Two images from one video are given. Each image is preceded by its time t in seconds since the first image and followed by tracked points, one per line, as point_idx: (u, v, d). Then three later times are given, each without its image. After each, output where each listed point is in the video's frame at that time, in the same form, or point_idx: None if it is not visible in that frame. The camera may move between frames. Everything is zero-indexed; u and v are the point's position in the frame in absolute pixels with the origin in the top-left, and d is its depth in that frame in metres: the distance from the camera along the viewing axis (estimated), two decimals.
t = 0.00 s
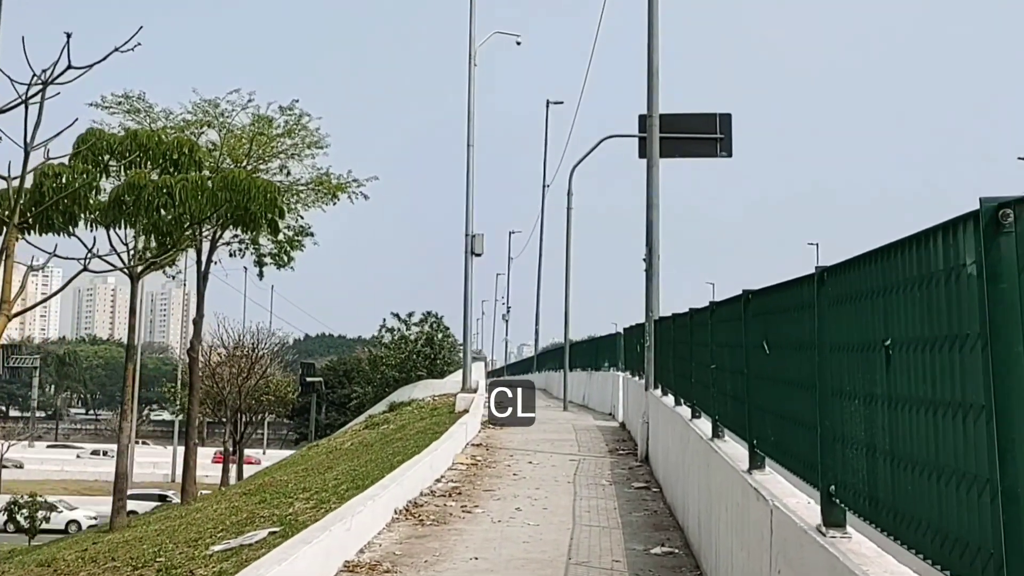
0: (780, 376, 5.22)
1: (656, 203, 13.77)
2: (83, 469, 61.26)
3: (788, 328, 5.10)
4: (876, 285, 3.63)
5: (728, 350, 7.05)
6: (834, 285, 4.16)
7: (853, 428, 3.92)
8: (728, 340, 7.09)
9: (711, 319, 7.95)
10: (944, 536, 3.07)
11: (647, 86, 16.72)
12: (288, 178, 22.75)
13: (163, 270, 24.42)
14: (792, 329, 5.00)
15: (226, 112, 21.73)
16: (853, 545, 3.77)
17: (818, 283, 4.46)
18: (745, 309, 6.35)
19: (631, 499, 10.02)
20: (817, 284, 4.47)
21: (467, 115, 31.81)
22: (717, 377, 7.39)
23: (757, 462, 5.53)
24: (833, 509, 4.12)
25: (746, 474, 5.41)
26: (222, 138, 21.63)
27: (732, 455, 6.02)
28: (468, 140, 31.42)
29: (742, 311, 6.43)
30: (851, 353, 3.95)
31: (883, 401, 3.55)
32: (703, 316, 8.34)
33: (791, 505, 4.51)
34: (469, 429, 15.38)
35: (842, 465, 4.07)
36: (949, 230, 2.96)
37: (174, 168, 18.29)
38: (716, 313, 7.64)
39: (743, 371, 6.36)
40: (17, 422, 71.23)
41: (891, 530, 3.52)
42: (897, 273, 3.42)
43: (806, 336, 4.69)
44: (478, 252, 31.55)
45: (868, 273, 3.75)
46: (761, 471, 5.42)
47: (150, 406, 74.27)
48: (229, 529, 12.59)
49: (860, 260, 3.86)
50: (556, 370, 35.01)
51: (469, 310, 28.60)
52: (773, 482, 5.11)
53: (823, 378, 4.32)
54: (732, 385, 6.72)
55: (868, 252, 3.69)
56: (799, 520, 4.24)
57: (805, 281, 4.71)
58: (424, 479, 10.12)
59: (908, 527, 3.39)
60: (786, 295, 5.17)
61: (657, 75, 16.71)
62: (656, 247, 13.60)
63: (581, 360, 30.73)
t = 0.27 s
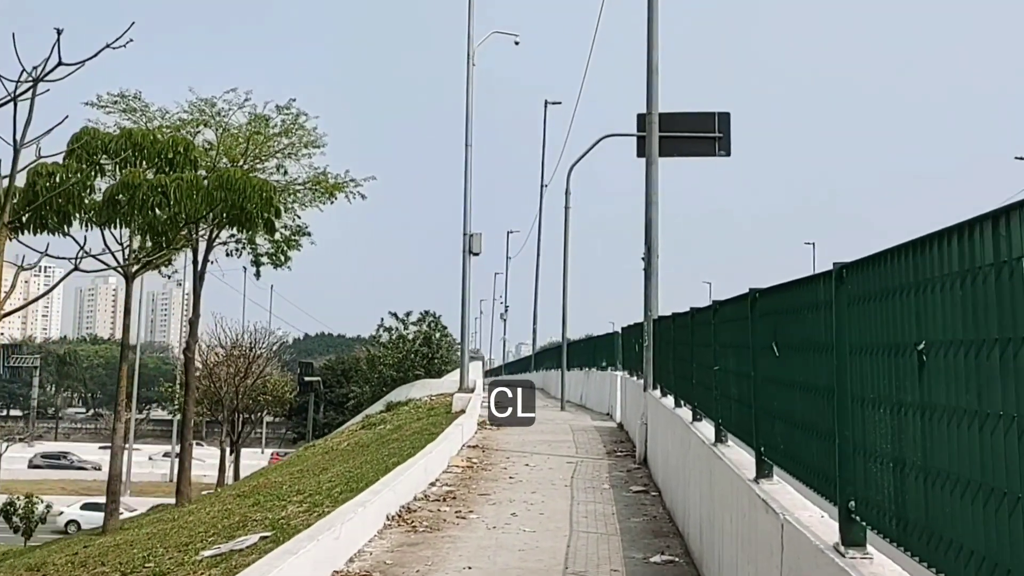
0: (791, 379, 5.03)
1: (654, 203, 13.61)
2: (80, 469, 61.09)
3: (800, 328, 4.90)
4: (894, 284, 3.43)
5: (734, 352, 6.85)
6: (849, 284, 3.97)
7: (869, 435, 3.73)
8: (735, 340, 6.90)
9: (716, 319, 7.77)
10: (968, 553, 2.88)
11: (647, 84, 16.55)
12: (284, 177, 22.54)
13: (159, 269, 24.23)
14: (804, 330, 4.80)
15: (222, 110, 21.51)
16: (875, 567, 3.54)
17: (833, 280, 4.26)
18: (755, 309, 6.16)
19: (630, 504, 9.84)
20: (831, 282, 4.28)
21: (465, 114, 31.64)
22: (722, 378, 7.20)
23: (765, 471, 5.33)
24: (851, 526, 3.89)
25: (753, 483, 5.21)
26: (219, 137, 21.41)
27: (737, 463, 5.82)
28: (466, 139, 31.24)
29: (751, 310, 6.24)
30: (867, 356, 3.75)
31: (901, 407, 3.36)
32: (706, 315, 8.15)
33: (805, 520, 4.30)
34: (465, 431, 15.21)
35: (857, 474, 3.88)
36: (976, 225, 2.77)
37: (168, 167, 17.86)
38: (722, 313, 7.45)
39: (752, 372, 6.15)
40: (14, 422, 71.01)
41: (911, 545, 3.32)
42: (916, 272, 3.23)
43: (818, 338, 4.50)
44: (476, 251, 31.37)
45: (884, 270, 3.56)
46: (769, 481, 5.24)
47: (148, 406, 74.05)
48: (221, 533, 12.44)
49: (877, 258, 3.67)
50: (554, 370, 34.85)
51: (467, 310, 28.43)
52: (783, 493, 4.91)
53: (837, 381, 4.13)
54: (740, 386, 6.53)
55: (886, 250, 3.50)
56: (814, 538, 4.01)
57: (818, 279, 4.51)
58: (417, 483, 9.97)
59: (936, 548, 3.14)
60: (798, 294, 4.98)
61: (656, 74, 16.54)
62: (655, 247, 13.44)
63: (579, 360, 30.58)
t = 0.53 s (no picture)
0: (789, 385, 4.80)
1: (652, 204, 13.53)
2: (80, 468, 61.10)
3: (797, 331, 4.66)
4: (890, 287, 3.21)
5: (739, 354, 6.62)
6: (841, 286, 3.74)
7: (863, 443, 3.50)
8: (739, 343, 6.67)
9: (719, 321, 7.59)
10: (964, 569, 2.66)
11: (645, 85, 16.45)
12: (282, 177, 22.46)
13: (156, 270, 24.14)
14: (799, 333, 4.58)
15: (219, 110, 21.42)
16: None
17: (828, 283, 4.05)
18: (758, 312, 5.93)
19: (627, 509, 9.79)
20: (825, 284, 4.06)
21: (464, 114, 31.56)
22: (726, 381, 6.99)
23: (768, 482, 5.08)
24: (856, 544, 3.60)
25: (759, 496, 4.92)
26: (216, 137, 21.31)
27: (740, 472, 5.68)
28: (464, 139, 31.16)
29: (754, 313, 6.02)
30: (860, 361, 3.52)
31: (897, 413, 3.14)
32: (707, 317, 8.00)
33: (815, 534, 3.77)
34: (461, 432, 15.17)
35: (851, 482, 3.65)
36: (982, 229, 2.54)
37: (164, 168, 17.82)
38: (725, 315, 7.25)
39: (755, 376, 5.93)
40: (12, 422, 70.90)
41: (901, 555, 3.10)
42: (914, 273, 3.01)
43: (813, 341, 4.27)
44: (474, 252, 31.27)
45: (879, 273, 3.34)
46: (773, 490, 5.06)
47: (146, 406, 73.93)
48: (214, 536, 12.37)
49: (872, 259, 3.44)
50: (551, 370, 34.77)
51: (465, 311, 28.35)
52: (793, 508, 4.54)
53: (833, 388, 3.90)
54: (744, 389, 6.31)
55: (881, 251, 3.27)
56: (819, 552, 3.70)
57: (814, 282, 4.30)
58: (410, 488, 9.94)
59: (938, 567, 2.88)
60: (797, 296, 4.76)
61: (654, 74, 16.45)
62: (653, 248, 13.37)
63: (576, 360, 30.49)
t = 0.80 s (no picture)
0: (796, 383, 4.48)
1: (654, 204, 13.25)
2: (79, 472, 60.86)
3: (806, 326, 4.35)
4: (919, 271, 2.91)
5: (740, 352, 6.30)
6: (860, 274, 3.43)
7: (887, 445, 3.19)
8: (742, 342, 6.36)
9: (723, 320, 7.29)
10: None
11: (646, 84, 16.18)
12: (278, 178, 22.19)
13: (152, 271, 23.87)
14: (810, 327, 4.27)
15: (215, 110, 21.16)
16: None
17: (844, 272, 3.73)
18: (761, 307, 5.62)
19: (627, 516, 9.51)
20: (842, 273, 3.74)
21: (463, 116, 31.32)
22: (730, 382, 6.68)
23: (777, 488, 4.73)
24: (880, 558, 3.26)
25: (767, 502, 4.57)
26: (212, 137, 21.06)
27: (745, 477, 5.37)
28: (464, 141, 30.91)
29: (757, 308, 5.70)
30: (885, 354, 3.21)
31: (927, 412, 2.83)
32: (711, 318, 7.72)
33: (831, 549, 3.48)
34: (459, 436, 14.91)
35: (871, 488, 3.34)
36: None
37: (160, 167, 17.60)
38: (729, 313, 6.94)
39: (756, 375, 5.62)
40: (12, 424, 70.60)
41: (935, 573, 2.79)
42: (948, 255, 2.70)
43: (826, 336, 3.96)
44: (474, 254, 30.99)
45: (907, 257, 3.03)
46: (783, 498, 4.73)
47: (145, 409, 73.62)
48: (205, 542, 12.10)
49: (899, 242, 3.12)
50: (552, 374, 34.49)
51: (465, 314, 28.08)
52: (804, 516, 4.15)
53: (851, 385, 3.58)
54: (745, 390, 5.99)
55: (911, 233, 2.96)
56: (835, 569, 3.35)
57: (827, 271, 3.98)
58: (404, 493, 9.67)
59: None
60: (806, 288, 4.44)
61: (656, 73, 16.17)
62: (654, 248, 13.09)
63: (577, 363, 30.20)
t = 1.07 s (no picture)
0: (805, 392, 4.23)
1: (654, 202, 13.01)
2: (77, 474, 60.58)
3: (814, 332, 4.10)
4: (953, 275, 2.65)
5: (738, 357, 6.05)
6: (882, 276, 3.17)
7: (916, 465, 2.95)
8: (738, 346, 6.10)
9: (723, 323, 7.03)
10: None
11: (646, 83, 15.93)
12: (274, 178, 21.95)
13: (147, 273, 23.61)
14: (818, 333, 4.02)
15: (210, 109, 20.92)
16: None
17: (859, 275, 3.49)
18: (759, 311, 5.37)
19: (628, 522, 9.27)
20: (856, 277, 3.50)
21: (462, 116, 31.10)
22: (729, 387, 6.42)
23: (786, 502, 4.47)
24: None
25: (775, 518, 4.31)
26: (207, 137, 20.82)
27: (751, 489, 5.11)
28: (462, 140, 30.67)
29: (754, 311, 5.45)
30: (910, 366, 2.97)
31: (965, 432, 2.59)
32: (712, 320, 7.45)
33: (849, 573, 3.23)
34: (456, 439, 14.65)
35: (897, 510, 3.10)
36: None
37: (152, 167, 17.39)
38: (726, 315, 6.68)
39: (755, 382, 5.36)
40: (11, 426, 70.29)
41: None
42: (989, 258, 2.44)
43: (839, 343, 3.71)
44: (473, 255, 30.74)
45: (936, 261, 2.78)
46: (792, 513, 4.42)
47: (145, 410, 73.33)
48: (196, 549, 11.85)
49: (925, 244, 2.88)
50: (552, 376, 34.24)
51: (464, 315, 27.83)
52: (817, 535, 3.89)
53: (871, 397, 3.33)
54: (745, 396, 5.74)
55: (942, 234, 2.70)
56: None
57: (837, 274, 3.74)
58: (397, 500, 9.44)
59: None
60: (811, 292, 4.19)
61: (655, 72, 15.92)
62: (654, 247, 12.85)
63: (577, 364, 29.94)
